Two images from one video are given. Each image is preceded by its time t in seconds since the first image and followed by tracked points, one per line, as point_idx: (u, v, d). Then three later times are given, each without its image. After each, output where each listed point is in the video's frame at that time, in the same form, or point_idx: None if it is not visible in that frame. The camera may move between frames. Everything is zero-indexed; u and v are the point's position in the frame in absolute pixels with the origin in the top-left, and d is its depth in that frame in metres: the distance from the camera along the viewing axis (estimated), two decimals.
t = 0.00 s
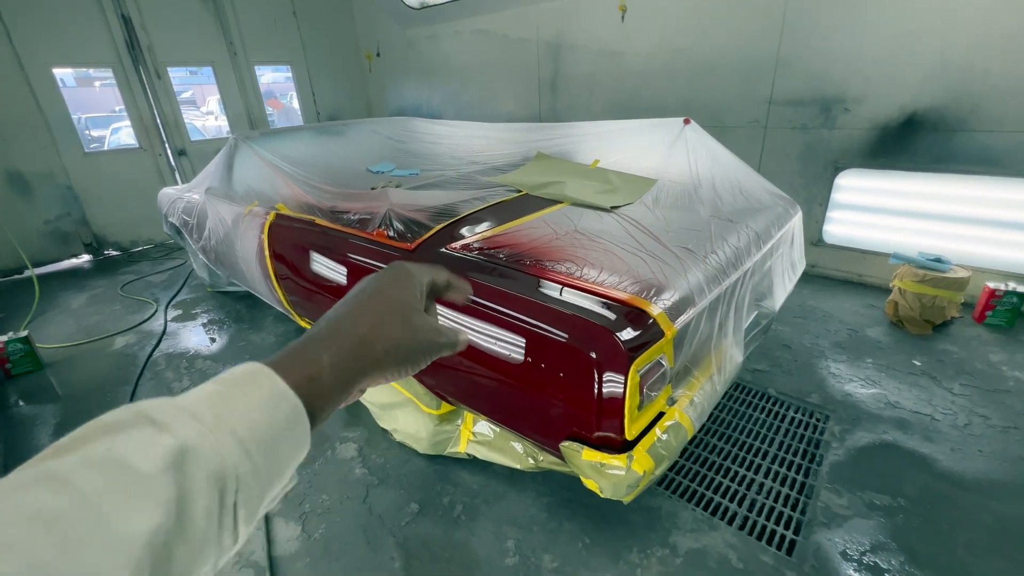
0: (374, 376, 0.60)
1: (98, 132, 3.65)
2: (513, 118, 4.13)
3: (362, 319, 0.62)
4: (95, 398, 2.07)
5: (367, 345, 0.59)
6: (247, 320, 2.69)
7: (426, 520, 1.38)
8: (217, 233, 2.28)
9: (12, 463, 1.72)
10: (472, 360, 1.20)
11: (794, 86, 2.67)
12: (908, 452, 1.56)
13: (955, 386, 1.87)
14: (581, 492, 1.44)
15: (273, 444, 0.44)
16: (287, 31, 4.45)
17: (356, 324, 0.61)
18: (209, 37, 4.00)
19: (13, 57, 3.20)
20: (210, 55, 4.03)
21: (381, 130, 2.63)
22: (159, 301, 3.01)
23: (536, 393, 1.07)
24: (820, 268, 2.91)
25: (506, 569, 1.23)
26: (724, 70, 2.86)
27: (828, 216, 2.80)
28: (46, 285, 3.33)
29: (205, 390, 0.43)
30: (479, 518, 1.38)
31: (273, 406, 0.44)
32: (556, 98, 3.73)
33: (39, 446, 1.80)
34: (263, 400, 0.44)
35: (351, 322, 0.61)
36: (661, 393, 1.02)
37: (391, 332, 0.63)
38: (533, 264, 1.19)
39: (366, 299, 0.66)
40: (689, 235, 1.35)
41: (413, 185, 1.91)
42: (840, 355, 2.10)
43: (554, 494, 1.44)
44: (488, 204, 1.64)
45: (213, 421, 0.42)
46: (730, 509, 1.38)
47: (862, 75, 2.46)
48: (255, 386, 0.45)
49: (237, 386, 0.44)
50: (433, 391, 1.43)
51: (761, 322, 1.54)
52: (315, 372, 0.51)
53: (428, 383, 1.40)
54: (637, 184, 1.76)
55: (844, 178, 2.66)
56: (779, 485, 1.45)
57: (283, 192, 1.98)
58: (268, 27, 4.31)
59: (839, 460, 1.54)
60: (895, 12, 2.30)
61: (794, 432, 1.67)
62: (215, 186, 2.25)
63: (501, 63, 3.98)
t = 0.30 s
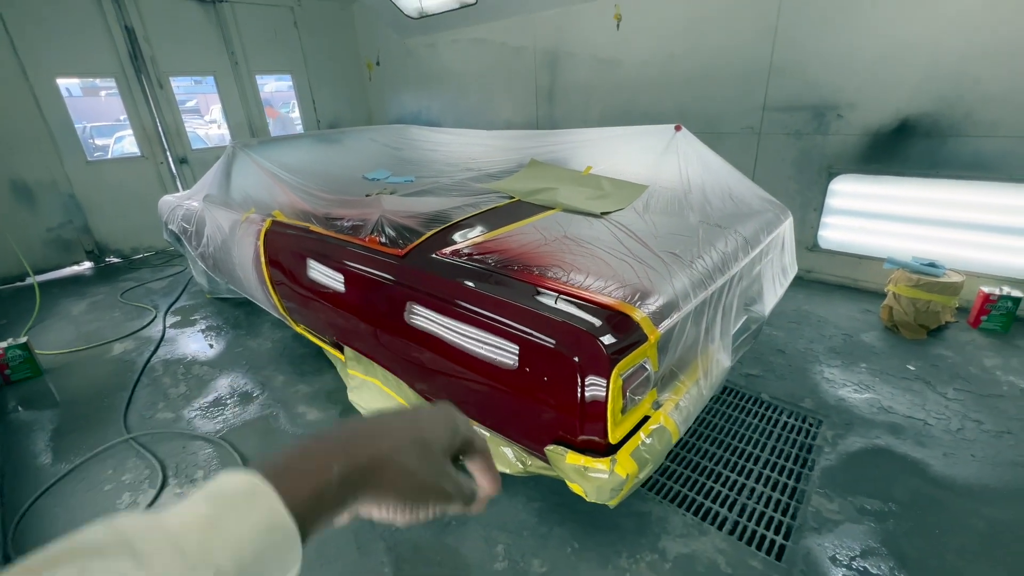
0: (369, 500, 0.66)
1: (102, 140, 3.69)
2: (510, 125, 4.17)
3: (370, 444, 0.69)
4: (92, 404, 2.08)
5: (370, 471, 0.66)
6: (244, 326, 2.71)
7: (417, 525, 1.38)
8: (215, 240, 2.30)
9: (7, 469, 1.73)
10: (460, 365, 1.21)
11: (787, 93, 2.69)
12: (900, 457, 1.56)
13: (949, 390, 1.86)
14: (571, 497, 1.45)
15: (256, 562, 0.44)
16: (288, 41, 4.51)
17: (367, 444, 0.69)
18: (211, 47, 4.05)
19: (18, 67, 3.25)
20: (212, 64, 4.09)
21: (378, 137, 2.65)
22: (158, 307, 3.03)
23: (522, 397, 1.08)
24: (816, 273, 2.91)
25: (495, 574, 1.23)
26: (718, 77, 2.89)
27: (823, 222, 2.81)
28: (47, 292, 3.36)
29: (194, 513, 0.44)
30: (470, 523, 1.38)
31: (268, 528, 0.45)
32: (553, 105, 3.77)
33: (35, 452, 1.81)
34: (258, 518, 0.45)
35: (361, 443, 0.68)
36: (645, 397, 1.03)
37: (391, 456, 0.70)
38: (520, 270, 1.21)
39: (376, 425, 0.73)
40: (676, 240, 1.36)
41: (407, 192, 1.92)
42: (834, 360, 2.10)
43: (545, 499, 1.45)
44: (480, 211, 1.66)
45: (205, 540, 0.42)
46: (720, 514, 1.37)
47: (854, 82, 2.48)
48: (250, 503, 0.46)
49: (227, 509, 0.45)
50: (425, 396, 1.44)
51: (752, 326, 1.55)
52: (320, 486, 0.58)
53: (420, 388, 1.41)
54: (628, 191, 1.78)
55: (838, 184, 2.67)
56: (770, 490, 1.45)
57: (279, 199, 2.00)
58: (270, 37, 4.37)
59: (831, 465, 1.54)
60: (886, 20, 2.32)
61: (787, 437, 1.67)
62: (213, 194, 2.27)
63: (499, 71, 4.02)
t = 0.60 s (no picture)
0: None
1: (113, 149, 3.80)
2: (511, 135, 4.22)
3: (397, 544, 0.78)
4: (94, 408, 2.13)
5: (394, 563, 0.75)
6: (246, 332, 2.76)
7: (406, 529, 1.40)
8: (218, 248, 2.35)
9: (11, 470, 1.77)
10: (448, 371, 1.24)
11: (782, 103, 2.71)
12: (890, 466, 1.56)
13: (942, 400, 1.86)
14: (559, 503, 1.46)
15: None
16: (295, 53, 4.60)
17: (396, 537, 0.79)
18: (220, 59, 4.15)
19: (32, 79, 3.36)
20: (220, 75, 4.18)
21: (379, 148, 2.71)
22: (162, 313, 3.09)
23: (506, 403, 1.11)
24: (813, 282, 2.92)
25: None
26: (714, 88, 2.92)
27: (820, 231, 2.82)
28: (55, 298, 3.42)
29: None
30: (458, 528, 1.40)
31: None
32: (553, 115, 3.82)
33: (38, 454, 1.85)
34: None
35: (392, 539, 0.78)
36: (625, 403, 1.05)
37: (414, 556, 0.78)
38: (507, 278, 1.24)
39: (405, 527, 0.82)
40: (663, 250, 1.38)
41: (404, 201, 1.97)
42: (828, 369, 2.10)
43: (533, 505, 1.46)
44: (473, 220, 1.70)
45: None
46: (707, 522, 1.38)
47: (848, 93, 2.51)
48: None
49: None
50: (416, 402, 1.47)
51: (739, 335, 1.57)
52: None
53: (411, 394, 1.44)
54: (620, 201, 1.81)
55: (834, 194, 2.69)
56: (758, 498, 1.46)
57: (280, 208, 2.05)
58: (276, 48, 4.46)
59: (820, 474, 1.54)
60: (878, 32, 2.35)
61: (778, 446, 1.67)
62: (217, 202, 2.33)
63: (500, 82, 4.08)
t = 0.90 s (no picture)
0: None
1: (141, 153, 3.95)
2: (523, 139, 4.26)
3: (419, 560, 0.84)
4: (118, 402, 2.23)
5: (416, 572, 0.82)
6: (262, 331, 2.85)
7: (410, 523, 1.44)
8: (237, 249, 2.43)
9: (40, 459, 1.87)
10: (451, 369, 1.28)
11: (794, 107, 2.70)
12: (896, 473, 1.54)
13: (954, 407, 1.83)
14: (561, 501, 1.49)
15: None
16: (314, 61, 4.73)
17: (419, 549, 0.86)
18: (242, 67, 4.29)
19: (66, 88, 3.53)
20: (241, 82, 4.31)
21: (392, 152, 2.77)
22: (184, 312, 3.20)
23: (505, 401, 1.15)
24: (825, 287, 2.89)
25: (481, 572, 1.28)
26: (725, 92, 2.92)
27: (832, 235, 2.79)
28: (84, 297, 3.57)
29: None
30: (461, 523, 1.43)
31: None
32: (565, 120, 3.85)
33: (66, 444, 1.95)
34: None
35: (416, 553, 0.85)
36: (620, 402, 1.09)
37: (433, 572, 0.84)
38: (509, 280, 1.27)
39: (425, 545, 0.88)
40: (664, 253, 1.40)
41: (413, 204, 2.02)
42: (837, 375, 2.08)
43: (534, 503, 1.49)
44: (480, 223, 1.74)
45: None
46: (706, 523, 1.39)
47: (861, 96, 2.48)
48: None
49: None
50: (421, 399, 1.51)
51: (742, 337, 1.58)
52: None
53: (416, 391, 1.48)
54: (625, 204, 1.83)
55: (846, 198, 2.66)
56: (759, 501, 1.46)
57: (295, 210, 2.12)
58: (296, 55, 4.59)
59: (823, 478, 1.54)
60: (892, 35, 2.33)
61: (782, 450, 1.67)
62: (236, 205, 2.42)
63: (513, 87, 4.14)
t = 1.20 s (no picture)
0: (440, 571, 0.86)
1: (166, 155, 4.09)
2: (537, 140, 4.29)
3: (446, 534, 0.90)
4: (144, 392, 2.32)
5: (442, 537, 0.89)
6: (280, 326, 2.93)
7: (419, 511, 1.49)
8: (257, 246, 2.51)
9: (71, 444, 1.97)
10: (459, 361, 1.33)
11: (807, 107, 2.69)
12: (904, 472, 1.54)
13: (967, 409, 1.81)
14: (566, 494, 1.52)
15: None
16: (333, 64, 4.84)
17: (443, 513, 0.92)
18: (264, 71, 4.42)
19: (97, 93, 3.68)
20: (262, 85, 4.44)
21: (406, 153, 2.83)
22: (205, 307, 3.31)
23: (511, 391, 1.19)
24: (839, 288, 2.86)
25: (487, 558, 1.32)
26: (738, 92, 2.92)
27: (846, 236, 2.76)
28: (112, 292, 3.72)
29: None
30: (468, 512, 1.47)
31: None
32: (577, 121, 3.87)
33: (95, 431, 2.05)
34: None
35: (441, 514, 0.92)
36: (623, 394, 1.14)
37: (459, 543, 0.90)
38: (517, 275, 1.31)
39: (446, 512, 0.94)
40: (670, 250, 1.43)
41: (426, 203, 2.08)
42: (848, 375, 2.07)
43: (540, 494, 1.52)
44: (490, 221, 1.78)
45: None
46: (710, 517, 1.41)
47: (875, 95, 2.47)
48: None
49: None
50: (431, 391, 1.56)
51: (747, 334, 1.60)
52: None
53: (426, 383, 1.54)
54: (633, 203, 1.85)
55: (861, 198, 2.64)
56: (764, 497, 1.47)
57: (312, 209, 2.19)
58: (315, 59, 4.70)
59: (830, 476, 1.54)
60: (907, 34, 2.31)
61: (789, 448, 1.67)
62: (257, 204, 2.50)
63: (527, 89, 4.18)
